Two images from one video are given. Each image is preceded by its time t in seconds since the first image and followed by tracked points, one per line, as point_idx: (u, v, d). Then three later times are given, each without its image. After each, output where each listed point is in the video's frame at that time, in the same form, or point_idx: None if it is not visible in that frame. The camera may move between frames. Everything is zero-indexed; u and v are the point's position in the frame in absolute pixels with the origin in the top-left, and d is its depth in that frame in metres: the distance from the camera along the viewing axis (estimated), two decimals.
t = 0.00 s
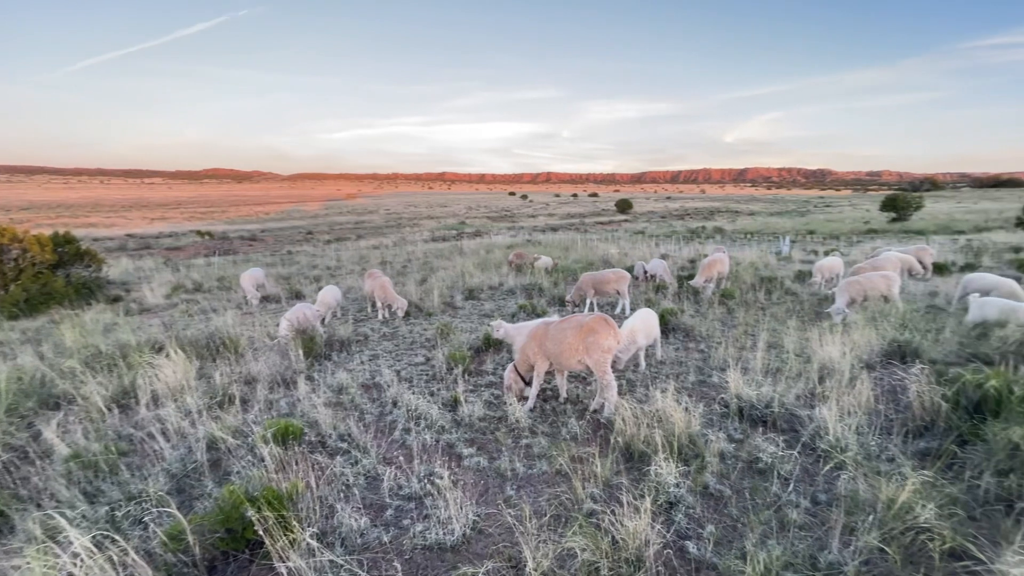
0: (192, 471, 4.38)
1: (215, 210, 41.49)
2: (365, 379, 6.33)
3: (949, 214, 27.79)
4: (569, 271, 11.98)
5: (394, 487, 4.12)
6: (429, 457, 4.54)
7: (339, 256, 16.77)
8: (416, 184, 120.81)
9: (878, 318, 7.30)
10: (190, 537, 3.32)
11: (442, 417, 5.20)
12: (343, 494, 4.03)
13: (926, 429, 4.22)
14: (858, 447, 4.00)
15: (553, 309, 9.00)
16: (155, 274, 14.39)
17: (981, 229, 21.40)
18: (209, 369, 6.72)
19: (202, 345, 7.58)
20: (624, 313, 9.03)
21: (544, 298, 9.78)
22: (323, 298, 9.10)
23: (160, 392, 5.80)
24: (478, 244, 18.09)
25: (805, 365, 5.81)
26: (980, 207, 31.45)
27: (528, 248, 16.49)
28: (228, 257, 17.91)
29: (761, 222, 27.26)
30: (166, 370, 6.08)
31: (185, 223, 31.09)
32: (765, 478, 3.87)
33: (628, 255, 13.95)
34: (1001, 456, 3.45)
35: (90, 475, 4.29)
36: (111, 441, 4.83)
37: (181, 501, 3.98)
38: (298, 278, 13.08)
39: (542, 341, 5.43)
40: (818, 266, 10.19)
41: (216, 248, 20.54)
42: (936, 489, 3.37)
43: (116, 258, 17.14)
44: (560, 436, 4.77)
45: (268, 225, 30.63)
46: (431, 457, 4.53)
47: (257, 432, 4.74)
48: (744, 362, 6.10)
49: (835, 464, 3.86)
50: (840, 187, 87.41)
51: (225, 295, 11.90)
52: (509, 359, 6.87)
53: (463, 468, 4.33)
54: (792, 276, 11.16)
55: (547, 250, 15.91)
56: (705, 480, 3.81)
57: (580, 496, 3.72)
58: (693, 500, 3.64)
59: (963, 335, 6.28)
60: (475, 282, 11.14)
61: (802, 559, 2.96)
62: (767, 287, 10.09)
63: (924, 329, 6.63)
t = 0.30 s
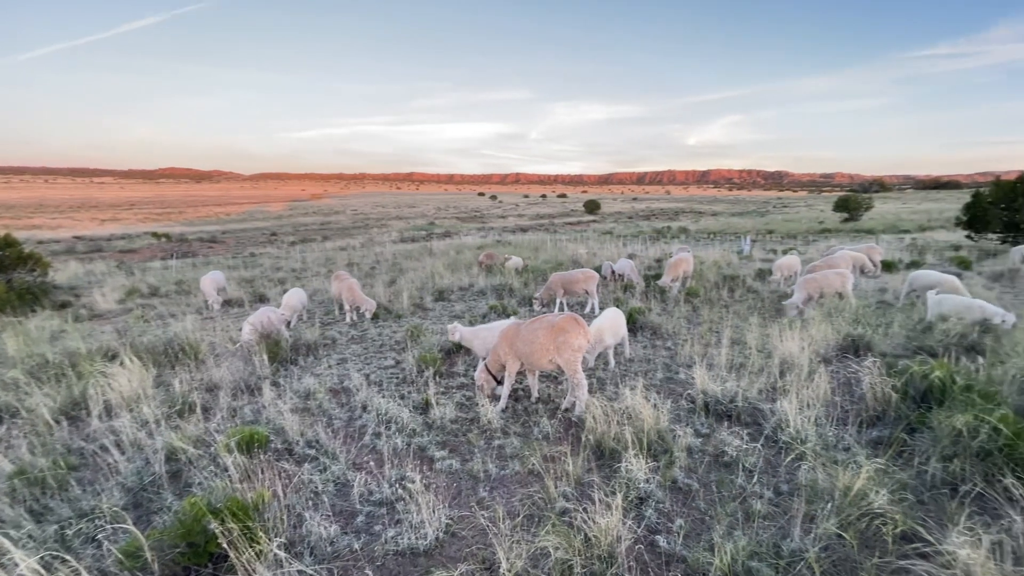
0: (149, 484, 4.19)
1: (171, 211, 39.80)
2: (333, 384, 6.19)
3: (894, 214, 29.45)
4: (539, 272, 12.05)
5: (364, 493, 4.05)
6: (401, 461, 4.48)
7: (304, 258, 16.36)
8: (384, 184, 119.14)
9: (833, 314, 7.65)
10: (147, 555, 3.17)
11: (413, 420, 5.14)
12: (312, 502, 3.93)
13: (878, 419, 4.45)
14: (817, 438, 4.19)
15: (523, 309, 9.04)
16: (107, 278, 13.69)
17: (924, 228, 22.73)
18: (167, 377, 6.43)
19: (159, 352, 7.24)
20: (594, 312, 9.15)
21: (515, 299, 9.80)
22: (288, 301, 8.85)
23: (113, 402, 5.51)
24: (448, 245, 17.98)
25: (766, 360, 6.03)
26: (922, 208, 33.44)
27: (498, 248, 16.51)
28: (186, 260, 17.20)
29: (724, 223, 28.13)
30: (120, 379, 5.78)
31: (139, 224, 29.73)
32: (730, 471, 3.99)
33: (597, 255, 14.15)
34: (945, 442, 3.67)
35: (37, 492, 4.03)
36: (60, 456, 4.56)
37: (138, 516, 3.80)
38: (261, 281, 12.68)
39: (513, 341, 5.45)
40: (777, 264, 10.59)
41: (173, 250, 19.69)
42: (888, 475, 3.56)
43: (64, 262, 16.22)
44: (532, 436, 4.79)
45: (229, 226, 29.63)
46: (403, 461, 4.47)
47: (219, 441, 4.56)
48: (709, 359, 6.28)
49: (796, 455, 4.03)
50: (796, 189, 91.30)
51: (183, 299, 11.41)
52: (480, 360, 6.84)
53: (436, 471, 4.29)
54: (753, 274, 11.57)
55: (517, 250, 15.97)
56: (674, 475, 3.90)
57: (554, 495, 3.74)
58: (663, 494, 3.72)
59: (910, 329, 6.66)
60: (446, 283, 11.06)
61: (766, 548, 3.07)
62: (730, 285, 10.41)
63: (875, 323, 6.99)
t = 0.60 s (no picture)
0: (114, 495, 4.02)
1: (136, 211, 38.39)
2: (308, 388, 6.07)
3: (858, 215, 30.57)
4: (517, 272, 12.07)
5: (341, 498, 3.97)
6: (378, 465, 4.42)
7: (277, 259, 16.00)
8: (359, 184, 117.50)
9: (802, 311, 7.89)
10: (111, 570, 3.04)
11: (391, 423, 5.08)
12: (286, 509, 3.84)
13: (845, 413, 4.60)
14: (787, 432, 4.30)
15: (501, 310, 9.04)
16: (67, 281, 13.12)
17: (886, 228, 23.65)
18: (132, 383, 6.20)
19: (123, 357, 6.97)
20: (571, 312, 9.20)
21: (493, 300, 9.79)
22: (260, 304, 8.64)
23: (75, 411, 5.28)
24: (425, 246, 17.85)
25: (739, 357, 6.17)
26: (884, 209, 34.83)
27: (476, 249, 16.47)
28: (152, 262, 16.61)
29: (696, 223, 28.77)
30: (82, 386, 5.54)
31: (102, 225, 28.61)
32: (705, 466, 4.07)
33: (574, 255, 14.26)
34: (908, 434, 3.82)
35: None
36: (16, 468, 4.34)
37: (102, 530, 3.65)
38: (233, 284, 12.35)
39: (491, 342, 5.44)
40: (749, 264, 10.86)
41: (139, 252, 19.01)
42: (855, 467, 3.68)
43: (20, 265, 15.47)
44: (511, 437, 4.79)
45: (198, 227, 28.79)
46: (380, 465, 4.41)
47: (189, 449, 4.42)
48: (684, 356, 6.39)
49: (768, 449, 4.13)
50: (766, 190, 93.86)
51: (149, 302, 11.02)
52: (458, 361, 6.81)
53: (414, 475, 4.25)
54: (725, 273, 11.84)
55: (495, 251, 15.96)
56: (651, 472, 3.96)
57: (532, 496, 3.75)
58: (640, 492, 3.77)
59: (875, 325, 6.91)
60: (423, 284, 10.98)
61: (740, 541, 3.14)
62: (704, 284, 10.63)
63: (842, 320, 7.24)
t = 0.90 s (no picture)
0: (65, 511, 3.81)
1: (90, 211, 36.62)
2: (275, 393, 5.90)
3: (818, 216, 31.84)
4: (489, 273, 12.06)
5: (309, 506, 3.87)
6: (348, 471, 4.33)
7: (242, 261, 15.54)
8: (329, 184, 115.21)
9: (766, 309, 8.15)
10: None
11: (361, 428, 4.98)
12: (252, 519, 3.71)
13: (807, 407, 4.77)
14: (753, 427, 4.42)
15: (474, 311, 9.01)
16: (13, 285, 12.39)
17: (844, 229, 24.72)
18: (86, 392, 5.89)
19: (76, 365, 6.63)
20: (544, 312, 9.25)
21: (466, 301, 9.74)
22: (224, 307, 8.35)
23: (22, 423, 4.98)
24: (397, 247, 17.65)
25: (706, 355, 6.32)
26: (841, 210, 36.40)
27: (448, 250, 16.38)
28: (108, 265, 15.88)
29: (665, 224, 29.40)
30: (29, 396, 5.23)
31: (52, 226, 27.19)
32: (675, 463, 4.15)
33: (546, 255, 14.34)
34: (866, 426, 3.98)
35: None
36: None
37: (51, 548, 3.44)
38: (195, 287, 11.91)
39: (464, 344, 5.41)
40: (716, 264, 11.16)
41: (93, 254, 18.14)
42: (817, 459, 3.82)
43: None
44: (484, 438, 4.76)
45: (158, 228, 27.68)
46: (350, 471, 4.32)
47: (147, 460, 4.23)
48: (654, 355, 6.50)
49: (734, 444, 4.24)
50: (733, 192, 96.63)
51: (105, 307, 10.51)
52: (430, 363, 6.75)
53: (386, 479, 4.18)
54: (693, 273, 12.13)
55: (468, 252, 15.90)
56: (622, 470, 4.01)
57: (506, 497, 3.74)
58: (612, 489, 3.81)
59: (834, 322, 7.20)
60: (395, 286, 10.84)
61: (709, 535, 3.21)
62: (673, 284, 10.85)
63: (803, 317, 7.51)
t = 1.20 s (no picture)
0: (26, 524, 3.65)
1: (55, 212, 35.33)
2: (250, 397, 5.77)
3: (792, 216, 32.64)
4: (470, 273, 12.02)
5: (285, 512, 3.79)
6: (325, 475, 4.25)
7: (216, 262, 15.18)
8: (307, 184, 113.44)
9: (741, 308, 8.31)
10: None
11: (339, 431, 4.91)
12: (225, 527, 3.62)
13: (781, 403, 4.87)
14: (729, 424, 4.49)
15: (454, 312, 8.97)
16: None
17: (816, 229, 25.40)
18: (50, 399, 5.67)
19: (40, 371, 6.37)
20: (524, 312, 9.25)
21: (446, 302, 9.69)
22: (197, 310, 8.12)
23: None
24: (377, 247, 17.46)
25: (683, 353, 6.41)
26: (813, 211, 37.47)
27: (429, 250, 16.29)
28: (74, 266, 15.33)
29: (644, 224, 29.77)
30: None
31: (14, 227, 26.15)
32: (653, 460, 4.19)
33: (527, 255, 14.37)
34: (836, 421, 4.09)
35: None
36: None
37: (10, 563, 3.30)
38: (166, 289, 11.58)
39: (443, 345, 5.38)
40: (693, 264, 11.34)
41: (59, 256, 17.50)
42: (790, 454, 3.90)
43: None
44: (464, 440, 4.73)
45: (128, 229, 26.86)
46: (327, 475, 4.24)
47: (114, 468, 4.09)
48: (633, 353, 6.57)
49: (711, 441, 4.30)
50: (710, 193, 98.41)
51: (71, 310, 10.14)
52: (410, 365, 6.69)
53: (363, 483, 4.12)
54: (671, 272, 12.31)
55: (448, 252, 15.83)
56: (601, 468, 4.03)
57: (486, 498, 3.72)
58: (591, 488, 3.83)
59: (806, 319, 7.38)
60: (374, 287, 10.72)
61: (686, 532, 3.24)
62: (652, 283, 10.99)
63: (777, 315, 7.67)
